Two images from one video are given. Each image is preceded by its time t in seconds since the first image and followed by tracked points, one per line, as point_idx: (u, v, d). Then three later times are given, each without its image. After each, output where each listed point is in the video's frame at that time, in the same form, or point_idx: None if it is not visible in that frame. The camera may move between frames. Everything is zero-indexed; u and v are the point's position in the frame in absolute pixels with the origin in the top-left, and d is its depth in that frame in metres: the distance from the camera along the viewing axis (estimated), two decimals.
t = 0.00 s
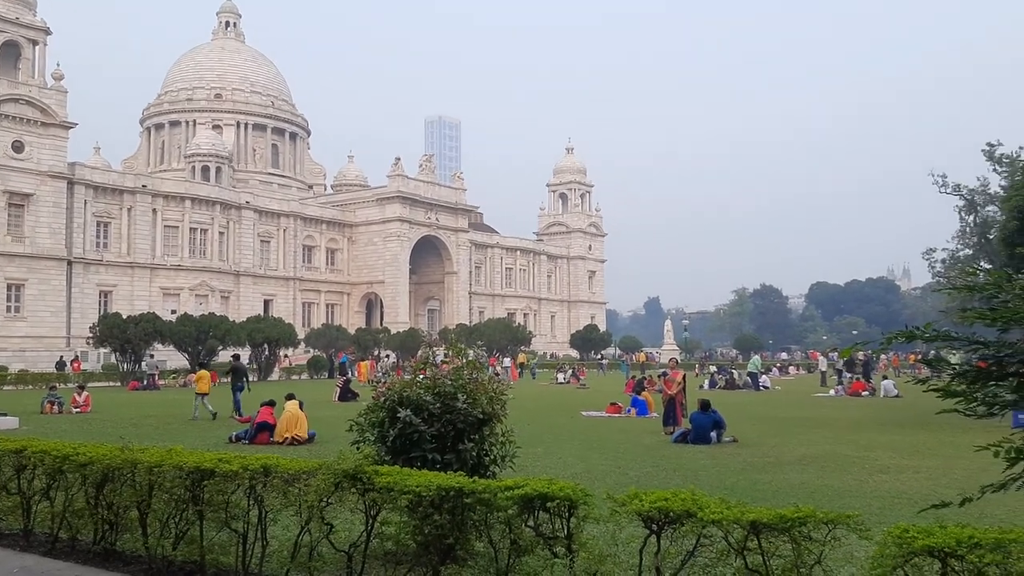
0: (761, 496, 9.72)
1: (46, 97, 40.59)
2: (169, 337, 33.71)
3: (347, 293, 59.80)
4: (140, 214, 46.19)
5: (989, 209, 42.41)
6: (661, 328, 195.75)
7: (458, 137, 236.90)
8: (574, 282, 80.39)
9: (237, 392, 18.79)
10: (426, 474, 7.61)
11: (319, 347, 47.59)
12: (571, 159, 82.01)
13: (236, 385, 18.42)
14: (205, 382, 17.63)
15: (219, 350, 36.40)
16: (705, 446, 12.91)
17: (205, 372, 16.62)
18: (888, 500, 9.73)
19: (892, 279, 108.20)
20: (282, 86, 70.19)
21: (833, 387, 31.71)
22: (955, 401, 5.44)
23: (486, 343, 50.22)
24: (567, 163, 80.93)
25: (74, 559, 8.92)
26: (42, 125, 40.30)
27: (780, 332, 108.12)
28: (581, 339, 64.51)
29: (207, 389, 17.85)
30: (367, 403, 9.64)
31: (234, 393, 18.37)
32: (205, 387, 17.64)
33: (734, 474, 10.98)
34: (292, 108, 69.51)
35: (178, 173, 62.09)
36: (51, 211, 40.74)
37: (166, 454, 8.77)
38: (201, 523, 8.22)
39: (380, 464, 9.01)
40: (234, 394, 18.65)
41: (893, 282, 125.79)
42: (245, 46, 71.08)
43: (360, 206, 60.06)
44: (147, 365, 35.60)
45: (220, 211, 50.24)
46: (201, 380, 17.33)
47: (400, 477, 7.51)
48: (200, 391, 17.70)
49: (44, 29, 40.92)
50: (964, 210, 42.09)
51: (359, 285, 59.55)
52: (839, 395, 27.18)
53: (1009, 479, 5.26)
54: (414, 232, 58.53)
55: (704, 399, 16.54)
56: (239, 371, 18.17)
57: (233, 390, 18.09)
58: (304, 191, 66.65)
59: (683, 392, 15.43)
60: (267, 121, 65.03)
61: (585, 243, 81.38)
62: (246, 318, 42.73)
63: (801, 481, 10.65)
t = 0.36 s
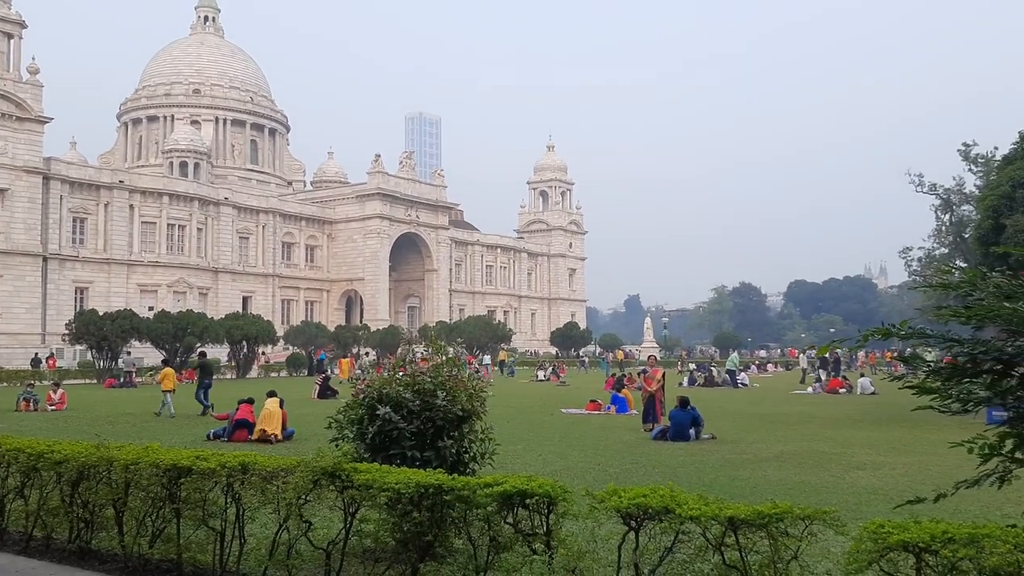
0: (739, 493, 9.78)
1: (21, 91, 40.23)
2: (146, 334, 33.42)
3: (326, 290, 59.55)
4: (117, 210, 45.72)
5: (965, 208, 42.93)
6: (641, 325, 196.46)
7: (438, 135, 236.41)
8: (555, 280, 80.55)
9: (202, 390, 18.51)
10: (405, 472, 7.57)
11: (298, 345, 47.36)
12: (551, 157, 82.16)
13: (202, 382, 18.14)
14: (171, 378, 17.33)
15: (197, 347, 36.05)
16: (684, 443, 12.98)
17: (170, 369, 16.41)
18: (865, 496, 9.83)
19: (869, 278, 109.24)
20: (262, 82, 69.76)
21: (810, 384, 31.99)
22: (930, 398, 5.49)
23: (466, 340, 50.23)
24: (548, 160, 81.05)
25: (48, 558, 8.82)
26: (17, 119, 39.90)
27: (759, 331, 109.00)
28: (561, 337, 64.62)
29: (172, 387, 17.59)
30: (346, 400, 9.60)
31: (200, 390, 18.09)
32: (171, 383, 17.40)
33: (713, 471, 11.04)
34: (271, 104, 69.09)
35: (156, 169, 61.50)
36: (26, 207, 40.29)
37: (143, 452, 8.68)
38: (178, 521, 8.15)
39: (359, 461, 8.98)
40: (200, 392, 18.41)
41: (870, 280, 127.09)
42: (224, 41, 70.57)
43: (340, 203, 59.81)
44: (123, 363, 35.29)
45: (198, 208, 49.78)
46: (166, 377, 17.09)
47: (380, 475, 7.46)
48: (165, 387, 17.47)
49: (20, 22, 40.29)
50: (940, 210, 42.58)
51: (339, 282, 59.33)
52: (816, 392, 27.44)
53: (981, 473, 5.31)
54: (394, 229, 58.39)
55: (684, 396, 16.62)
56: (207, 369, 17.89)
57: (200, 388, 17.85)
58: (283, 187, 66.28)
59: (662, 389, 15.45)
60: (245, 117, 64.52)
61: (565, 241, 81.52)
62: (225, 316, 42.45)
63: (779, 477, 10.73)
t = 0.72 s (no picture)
0: (721, 490, 9.82)
1: None
2: (127, 330, 33.15)
3: (309, 287, 59.33)
4: (97, 206, 45.28)
5: (944, 207, 43.39)
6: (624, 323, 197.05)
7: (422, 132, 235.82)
8: (539, 278, 80.66)
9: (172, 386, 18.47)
10: (387, 469, 7.52)
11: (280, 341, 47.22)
12: (535, 154, 82.23)
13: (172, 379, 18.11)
14: (138, 374, 17.33)
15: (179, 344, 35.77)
16: (666, 440, 13.02)
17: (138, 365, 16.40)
18: (846, 493, 9.89)
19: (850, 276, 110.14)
20: (244, 78, 69.34)
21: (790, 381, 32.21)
22: (909, 395, 5.55)
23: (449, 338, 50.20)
24: (532, 158, 81.08)
25: (26, 557, 8.74)
26: None
27: (740, 329, 109.81)
28: (544, 334, 64.71)
29: (141, 382, 17.56)
30: (328, 398, 9.57)
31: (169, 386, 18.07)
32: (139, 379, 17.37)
33: (695, 468, 11.09)
34: (254, 100, 68.69)
35: (137, 164, 61.03)
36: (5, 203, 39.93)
37: (123, 450, 8.61)
38: (158, 518, 8.09)
39: (342, 458, 8.95)
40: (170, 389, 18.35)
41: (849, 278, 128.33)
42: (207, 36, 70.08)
43: (323, 199, 59.57)
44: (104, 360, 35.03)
45: (180, 204, 49.39)
46: (134, 374, 17.09)
47: (361, 472, 7.41)
48: (133, 383, 17.44)
49: None
50: (921, 209, 43.00)
51: (322, 279, 59.12)
52: (798, 389, 27.63)
53: (958, 469, 5.37)
54: (378, 226, 58.23)
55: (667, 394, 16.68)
56: (176, 365, 17.87)
57: (169, 384, 17.84)
58: (266, 184, 65.94)
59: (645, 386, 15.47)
60: (228, 112, 64.10)
61: (549, 238, 81.63)
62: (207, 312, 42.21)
63: (761, 474, 10.79)
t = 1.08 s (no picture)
0: (705, 486, 9.86)
1: None
2: (110, 326, 32.97)
3: (295, 284, 59.16)
4: (81, 201, 44.98)
5: (928, 205, 43.62)
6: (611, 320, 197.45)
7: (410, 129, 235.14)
8: (525, 275, 80.69)
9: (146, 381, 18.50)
10: (372, 466, 7.46)
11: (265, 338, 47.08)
12: (522, 151, 82.19)
13: (145, 374, 18.15)
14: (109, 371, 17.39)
15: (163, 340, 35.60)
16: (651, 437, 13.07)
17: (109, 362, 16.41)
18: (830, 489, 9.95)
19: (836, 274, 110.73)
20: (230, 73, 68.98)
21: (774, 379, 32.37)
22: (891, 392, 5.60)
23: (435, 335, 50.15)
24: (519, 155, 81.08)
25: (8, 554, 8.68)
26: None
27: (726, 326, 110.21)
28: (530, 331, 64.76)
29: (111, 379, 17.59)
30: (313, 394, 9.54)
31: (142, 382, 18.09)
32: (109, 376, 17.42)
33: (680, 465, 11.13)
34: (240, 95, 68.35)
35: (121, 159, 60.70)
36: None
37: (106, 446, 8.56)
38: (141, 515, 8.04)
39: (326, 454, 8.93)
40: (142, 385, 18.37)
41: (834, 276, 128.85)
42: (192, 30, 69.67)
43: (309, 195, 59.37)
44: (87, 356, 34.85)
45: (165, 199, 49.09)
46: (104, 371, 17.16)
47: (346, 469, 7.34)
48: (104, 381, 17.51)
49: None
50: (905, 207, 43.28)
51: (307, 275, 58.97)
52: (782, 386, 27.78)
53: (939, 465, 5.41)
54: (364, 222, 58.09)
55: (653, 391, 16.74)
56: (147, 361, 17.89)
57: (141, 380, 17.85)
58: (251, 179, 65.66)
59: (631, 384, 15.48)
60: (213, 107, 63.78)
61: (536, 235, 81.68)
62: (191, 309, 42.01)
63: (745, 471, 10.83)
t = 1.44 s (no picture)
0: (690, 483, 9.88)
1: None
2: (94, 324, 32.79)
3: (280, 281, 58.97)
4: (64, 198, 44.69)
5: (911, 203, 43.91)
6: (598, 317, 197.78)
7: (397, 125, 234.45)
8: (512, 272, 80.74)
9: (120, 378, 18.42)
10: (356, 463, 7.40)
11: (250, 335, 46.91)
12: (509, 148, 82.19)
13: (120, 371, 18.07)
14: (81, 368, 17.51)
15: (147, 338, 35.43)
16: (637, 434, 13.13)
17: (82, 358, 16.48)
18: (815, 485, 9.99)
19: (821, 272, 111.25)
20: (215, 69, 68.62)
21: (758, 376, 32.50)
22: (874, 388, 5.62)
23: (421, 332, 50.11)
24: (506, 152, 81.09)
25: None
26: None
27: (712, 323, 110.72)
28: (517, 329, 64.81)
29: (84, 376, 17.68)
30: (298, 391, 9.50)
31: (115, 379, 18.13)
32: (81, 373, 17.51)
33: (665, 462, 11.15)
34: (225, 91, 68.01)
35: (105, 156, 60.31)
36: None
37: (88, 444, 8.48)
38: (124, 513, 7.99)
39: (311, 452, 8.90)
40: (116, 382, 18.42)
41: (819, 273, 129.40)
42: (176, 26, 69.23)
43: (294, 192, 59.18)
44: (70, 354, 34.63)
45: (148, 196, 48.79)
46: (76, 367, 17.30)
47: (329, 466, 7.29)
48: (76, 378, 17.62)
49: None
50: (889, 205, 43.55)
51: (293, 272, 58.80)
52: (766, 383, 27.93)
53: (921, 461, 5.44)
54: (350, 219, 57.96)
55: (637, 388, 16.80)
56: (121, 357, 17.94)
57: (115, 378, 17.88)
58: (236, 176, 65.38)
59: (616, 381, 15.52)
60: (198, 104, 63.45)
61: (522, 233, 81.73)
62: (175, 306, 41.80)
63: (730, 467, 10.87)
